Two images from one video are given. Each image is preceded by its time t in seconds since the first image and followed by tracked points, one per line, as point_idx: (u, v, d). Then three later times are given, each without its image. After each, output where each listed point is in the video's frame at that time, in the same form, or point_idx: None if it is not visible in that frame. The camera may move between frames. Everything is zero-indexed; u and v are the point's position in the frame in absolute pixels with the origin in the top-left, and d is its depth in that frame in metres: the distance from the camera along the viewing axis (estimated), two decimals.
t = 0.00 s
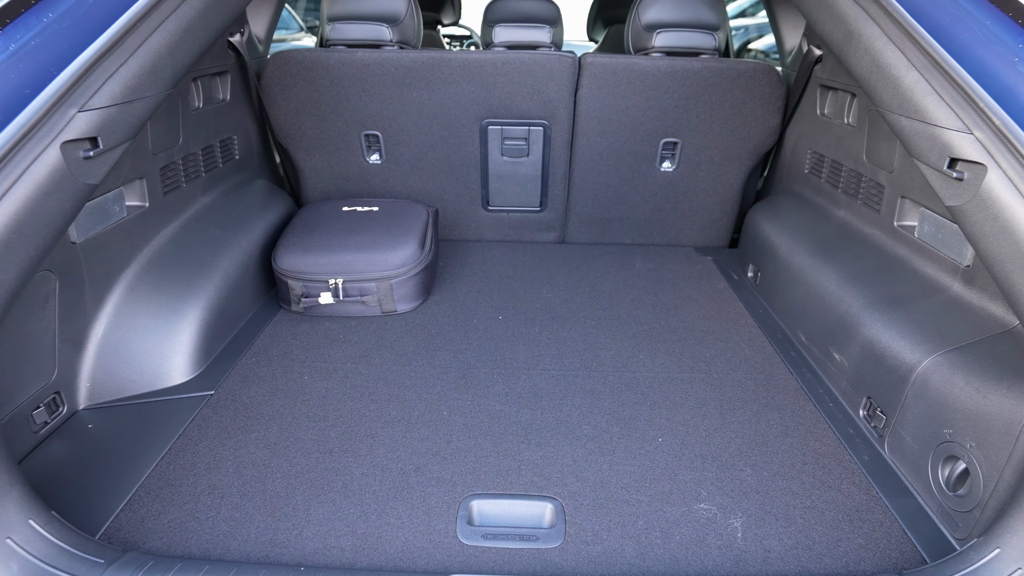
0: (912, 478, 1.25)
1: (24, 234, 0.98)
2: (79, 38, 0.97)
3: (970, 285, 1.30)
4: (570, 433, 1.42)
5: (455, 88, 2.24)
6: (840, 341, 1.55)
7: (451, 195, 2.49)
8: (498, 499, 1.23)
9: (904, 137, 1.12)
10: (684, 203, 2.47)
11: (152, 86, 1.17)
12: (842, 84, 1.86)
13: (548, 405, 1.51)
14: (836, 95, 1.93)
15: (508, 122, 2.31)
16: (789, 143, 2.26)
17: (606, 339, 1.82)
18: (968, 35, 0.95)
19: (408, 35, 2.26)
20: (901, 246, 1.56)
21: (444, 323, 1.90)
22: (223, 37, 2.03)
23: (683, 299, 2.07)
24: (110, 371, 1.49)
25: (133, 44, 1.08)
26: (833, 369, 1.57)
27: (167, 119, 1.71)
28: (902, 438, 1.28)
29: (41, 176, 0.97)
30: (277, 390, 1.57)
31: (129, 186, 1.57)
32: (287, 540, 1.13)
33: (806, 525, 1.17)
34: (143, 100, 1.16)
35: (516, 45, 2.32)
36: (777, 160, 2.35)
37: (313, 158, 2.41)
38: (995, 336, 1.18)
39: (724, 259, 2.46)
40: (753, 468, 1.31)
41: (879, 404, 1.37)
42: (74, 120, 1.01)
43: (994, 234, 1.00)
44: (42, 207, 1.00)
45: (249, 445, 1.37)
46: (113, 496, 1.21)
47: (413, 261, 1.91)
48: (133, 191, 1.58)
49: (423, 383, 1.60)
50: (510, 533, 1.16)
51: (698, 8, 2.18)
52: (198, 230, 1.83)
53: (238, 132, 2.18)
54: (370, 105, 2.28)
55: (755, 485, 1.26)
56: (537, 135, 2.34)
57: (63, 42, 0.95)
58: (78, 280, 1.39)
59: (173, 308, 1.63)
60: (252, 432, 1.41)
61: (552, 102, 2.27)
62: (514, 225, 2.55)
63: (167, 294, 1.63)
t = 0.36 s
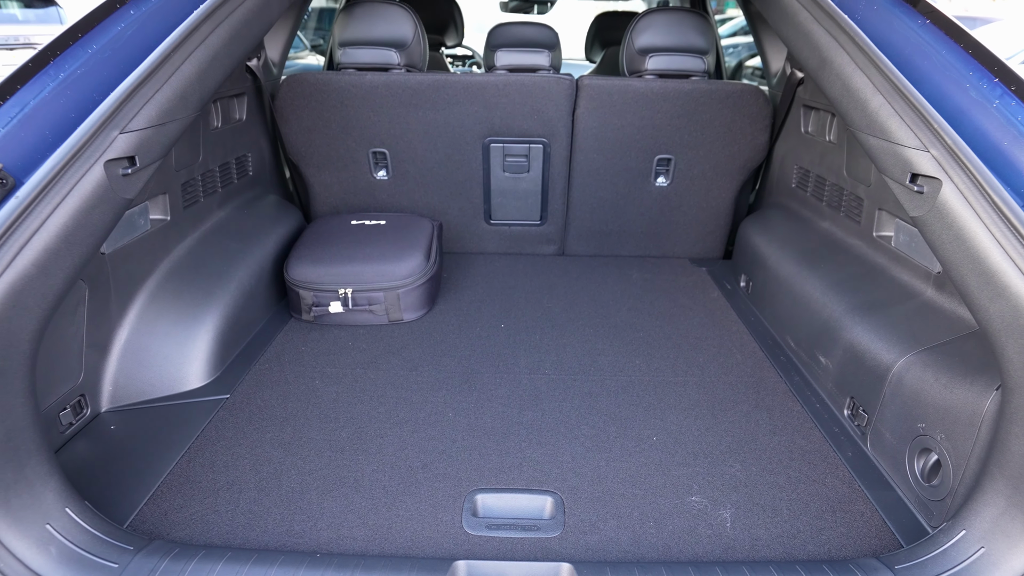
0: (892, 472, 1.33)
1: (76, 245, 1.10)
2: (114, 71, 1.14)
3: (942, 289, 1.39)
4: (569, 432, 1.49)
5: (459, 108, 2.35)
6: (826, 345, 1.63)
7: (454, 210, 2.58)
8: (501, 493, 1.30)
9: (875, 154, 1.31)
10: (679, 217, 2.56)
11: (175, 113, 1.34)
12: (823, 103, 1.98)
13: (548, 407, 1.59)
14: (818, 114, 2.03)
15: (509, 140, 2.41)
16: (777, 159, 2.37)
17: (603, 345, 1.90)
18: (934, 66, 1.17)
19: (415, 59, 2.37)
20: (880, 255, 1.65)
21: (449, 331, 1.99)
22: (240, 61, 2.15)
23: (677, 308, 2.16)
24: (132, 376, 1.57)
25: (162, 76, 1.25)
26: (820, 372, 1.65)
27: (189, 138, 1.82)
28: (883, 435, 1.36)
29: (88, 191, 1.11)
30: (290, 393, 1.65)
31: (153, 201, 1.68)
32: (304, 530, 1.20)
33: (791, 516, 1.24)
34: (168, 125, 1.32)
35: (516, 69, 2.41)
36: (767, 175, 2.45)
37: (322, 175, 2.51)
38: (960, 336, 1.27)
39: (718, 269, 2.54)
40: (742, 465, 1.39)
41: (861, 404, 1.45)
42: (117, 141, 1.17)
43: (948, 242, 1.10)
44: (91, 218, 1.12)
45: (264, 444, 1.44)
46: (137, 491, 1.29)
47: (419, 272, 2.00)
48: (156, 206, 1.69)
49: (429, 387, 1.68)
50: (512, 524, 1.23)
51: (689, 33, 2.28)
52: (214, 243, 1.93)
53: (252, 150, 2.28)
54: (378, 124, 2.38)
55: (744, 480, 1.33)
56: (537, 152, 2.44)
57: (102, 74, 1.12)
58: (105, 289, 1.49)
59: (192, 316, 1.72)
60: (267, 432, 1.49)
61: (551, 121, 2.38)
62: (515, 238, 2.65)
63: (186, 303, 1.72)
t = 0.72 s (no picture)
0: (888, 471, 1.37)
1: (108, 247, 1.16)
2: (139, 88, 1.30)
3: (931, 295, 1.45)
4: (572, 435, 1.53)
5: (463, 127, 2.43)
6: (821, 351, 1.68)
7: (458, 227, 2.65)
8: (507, 492, 1.34)
9: (862, 166, 1.39)
10: (677, 233, 2.63)
11: (196, 128, 1.43)
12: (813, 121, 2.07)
13: (552, 411, 1.64)
14: (810, 132, 2.12)
15: (511, 158, 2.50)
16: (772, 176, 2.45)
17: (605, 354, 1.95)
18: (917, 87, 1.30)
19: (421, 81, 2.46)
20: (873, 264, 1.72)
21: (453, 341, 2.04)
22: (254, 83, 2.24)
23: (676, 320, 2.21)
24: (146, 381, 1.62)
25: (181, 95, 1.37)
26: (817, 378, 1.69)
27: (205, 154, 1.90)
28: (877, 435, 1.41)
29: (121, 197, 1.18)
30: (300, 399, 1.69)
31: (171, 213, 1.75)
32: (315, 525, 1.24)
33: (790, 512, 1.28)
34: (190, 140, 1.42)
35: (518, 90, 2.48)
36: (762, 192, 2.53)
37: (330, 192, 2.58)
38: (948, 337, 1.33)
39: (716, 284, 2.61)
40: (741, 465, 1.42)
41: (857, 407, 1.50)
42: (145, 151, 1.25)
43: (930, 242, 1.16)
44: (122, 223, 1.19)
45: (276, 445, 1.49)
46: (152, 489, 1.33)
47: (424, 284, 2.06)
48: (174, 218, 1.76)
49: (436, 393, 1.73)
50: (518, 520, 1.27)
51: (684, 55, 2.38)
52: (227, 255, 1.99)
53: (263, 168, 2.36)
54: (385, 143, 2.47)
55: (743, 479, 1.37)
56: (538, 170, 2.52)
57: (130, 92, 1.29)
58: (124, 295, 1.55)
59: (204, 325, 1.78)
60: (278, 435, 1.53)
61: (552, 140, 2.46)
62: (517, 254, 2.71)
63: (200, 312, 1.78)
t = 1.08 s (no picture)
0: (903, 474, 1.34)
1: (119, 244, 1.16)
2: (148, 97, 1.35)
3: (940, 296, 1.45)
4: (579, 439, 1.52)
5: (468, 141, 2.46)
6: (830, 356, 1.67)
7: (463, 240, 2.66)
8: (513, 494, 1.32)
9: (868, 165, 1.42)
10: (681, 246, 2.64)
11: (207, 133, 1.46)
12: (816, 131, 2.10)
13: (558, 416, 1.62)
14: (813, 142, 2.14)
15: (516, 171, 2.52)
16: (776, 188, 2.47)
17: (610, 362, 1.94)
18: (921, 87, 1.35)
19: (427, 96, 2.51)
20: (880, 268, 1.72)
21: (458, 350, 2.03)
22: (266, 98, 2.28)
23: (682, 330, 2.20)
24: (153, 385, 1.62)
25: (193, 100, 1.40)
26: (826, 383, 1.68)
27: (215, 163, 1.92)
28: (892, 438, 1.38)
29: (134, 195, 1.19)
30: (305, 404, 1.68)
31: (181, 221, 1.77)
32: (319, 525, 1.22)
33: (804, 513, 1.25)
34: (202, 144, 1.44)
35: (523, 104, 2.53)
36: (767, 204, 2.55)
37: (337, 206, 2.61)
38: (961, 336, 1.32)
39: (722, 296, 2.60)
40: (752, 468, 1.40)
41: (869, 410, 1.48)
42: (158, 152, 1.27)
43: (938, 235, 1.17)
44: (134, 221, 1.19)
45: (280, 449, 1.47)
46: (155, 490, 1.31)
47: (430, 293, 2.06)
48: (184, 226, 1.78)
49: (441, 399, 1.72)
50: (525, 521, 1.25)
51: (686, 69, 2.42)
52: (235, 264, 2.00)
53: (272, 181, 2.39)
54: (391, 157, 2.50)
55: (754, 481, 1.35)
56: (543, 183, 2.54)
57: (140, 100, 1.34)
58: (133, 299, 1.55)
59: (211, 331, 1.78)
60: (283, 439, 1.51)
61: (557, 153, 2.49)
62: (523, 267, 2.72)
63: (207, 318, 1.78)
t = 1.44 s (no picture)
0: (929, 479, 1.27)
1: (109, 236, 1.12)
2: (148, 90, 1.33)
3: (961, 294, 1.39)
4: (587, 444, 1.45)
5: (472, 148, 2.43)
6: (846, 359, 1.61)
7: (467, 248, 2.62)
8: (519, 499, 1.25)
9: (882, 157, 1.40)
10: (688, 253, 2.59)
11: (205, 129, 1.43)
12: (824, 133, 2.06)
13: (565, 422, 1.56)
14: (821, 145, 2.11)
15: (520, 179, 2.48)
16: (783, 194, 2.43)
17: (618, 368, 1.88)
18: (938, 79, 1.36)
19: (431, 104, 2.49)
20: (894, 269, 1.67)
21: (461, 356, 1.98)
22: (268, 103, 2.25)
23: (691, 336, 2.14)
24: (147, 389, 1.57)
25: (192, 95, 1.38)
26: (843, 388, 1.62)
27: (216, 167, 1.89)
28: (915, 441, 1.32)
29: (126, 186, 1.15)
30: (303, 410, 1.63)
31: (180, 223, 1.73)
32: (313, 532, 1.16)
33: (827, 520, 1.18)
34: (199, 140, 1.41)
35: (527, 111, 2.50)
36: (774, 211, 2.50)
37: (339, 214, 2.57)
38: (986, 334, 1.26)
39: (730, 304, 2.55)
40: (769, 473, 1.33)
41: (889, 413, 1.41)
42: (153, 144, 1.24)
43: (962, 222, 1.17)
44: (126, 213, 1.16)
45: (275, 454, 1.41)
46: (145, 495, 1.25)
47: (433, 299, 2.01)
48: (182, 228, 1.74)
49: (443, 404, 1.66)
50: (530, 528, 1.18)
51: (689, 75, 2.39)
52: (234, 269, 1.96)
53: (274, 188, 2.36)
54: (394, 164, 2.47)
55: (771, 487, 1.28)
56: (547, 190, 2.51)
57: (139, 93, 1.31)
58: (128, 300, 1.51)
59: (208, 335, 1.73)
60: (278, 444, 1.46)
61: (561, 160, 2.45)
62: (527, 276, 2.67)
63: (205, 321, 1.74)
